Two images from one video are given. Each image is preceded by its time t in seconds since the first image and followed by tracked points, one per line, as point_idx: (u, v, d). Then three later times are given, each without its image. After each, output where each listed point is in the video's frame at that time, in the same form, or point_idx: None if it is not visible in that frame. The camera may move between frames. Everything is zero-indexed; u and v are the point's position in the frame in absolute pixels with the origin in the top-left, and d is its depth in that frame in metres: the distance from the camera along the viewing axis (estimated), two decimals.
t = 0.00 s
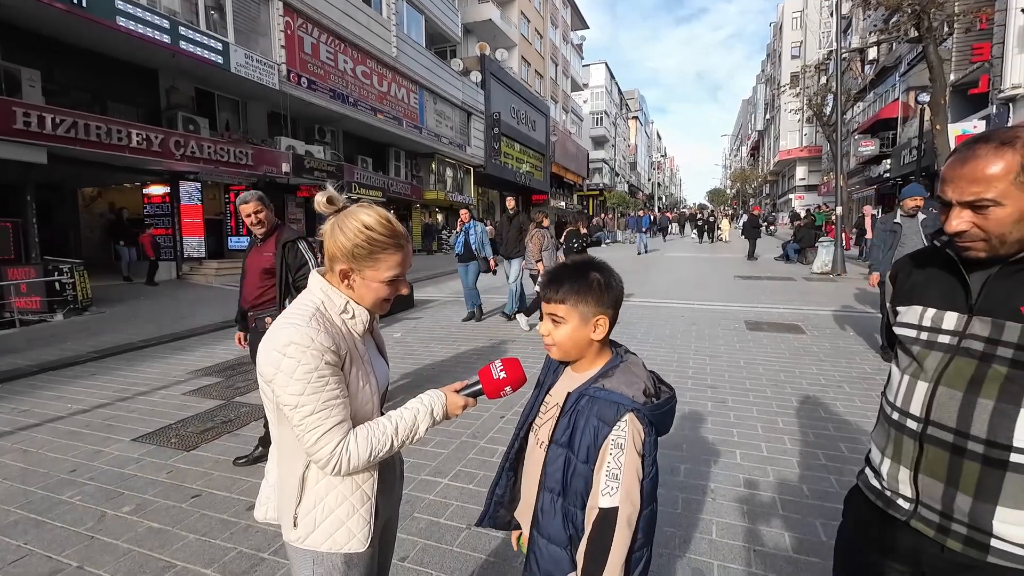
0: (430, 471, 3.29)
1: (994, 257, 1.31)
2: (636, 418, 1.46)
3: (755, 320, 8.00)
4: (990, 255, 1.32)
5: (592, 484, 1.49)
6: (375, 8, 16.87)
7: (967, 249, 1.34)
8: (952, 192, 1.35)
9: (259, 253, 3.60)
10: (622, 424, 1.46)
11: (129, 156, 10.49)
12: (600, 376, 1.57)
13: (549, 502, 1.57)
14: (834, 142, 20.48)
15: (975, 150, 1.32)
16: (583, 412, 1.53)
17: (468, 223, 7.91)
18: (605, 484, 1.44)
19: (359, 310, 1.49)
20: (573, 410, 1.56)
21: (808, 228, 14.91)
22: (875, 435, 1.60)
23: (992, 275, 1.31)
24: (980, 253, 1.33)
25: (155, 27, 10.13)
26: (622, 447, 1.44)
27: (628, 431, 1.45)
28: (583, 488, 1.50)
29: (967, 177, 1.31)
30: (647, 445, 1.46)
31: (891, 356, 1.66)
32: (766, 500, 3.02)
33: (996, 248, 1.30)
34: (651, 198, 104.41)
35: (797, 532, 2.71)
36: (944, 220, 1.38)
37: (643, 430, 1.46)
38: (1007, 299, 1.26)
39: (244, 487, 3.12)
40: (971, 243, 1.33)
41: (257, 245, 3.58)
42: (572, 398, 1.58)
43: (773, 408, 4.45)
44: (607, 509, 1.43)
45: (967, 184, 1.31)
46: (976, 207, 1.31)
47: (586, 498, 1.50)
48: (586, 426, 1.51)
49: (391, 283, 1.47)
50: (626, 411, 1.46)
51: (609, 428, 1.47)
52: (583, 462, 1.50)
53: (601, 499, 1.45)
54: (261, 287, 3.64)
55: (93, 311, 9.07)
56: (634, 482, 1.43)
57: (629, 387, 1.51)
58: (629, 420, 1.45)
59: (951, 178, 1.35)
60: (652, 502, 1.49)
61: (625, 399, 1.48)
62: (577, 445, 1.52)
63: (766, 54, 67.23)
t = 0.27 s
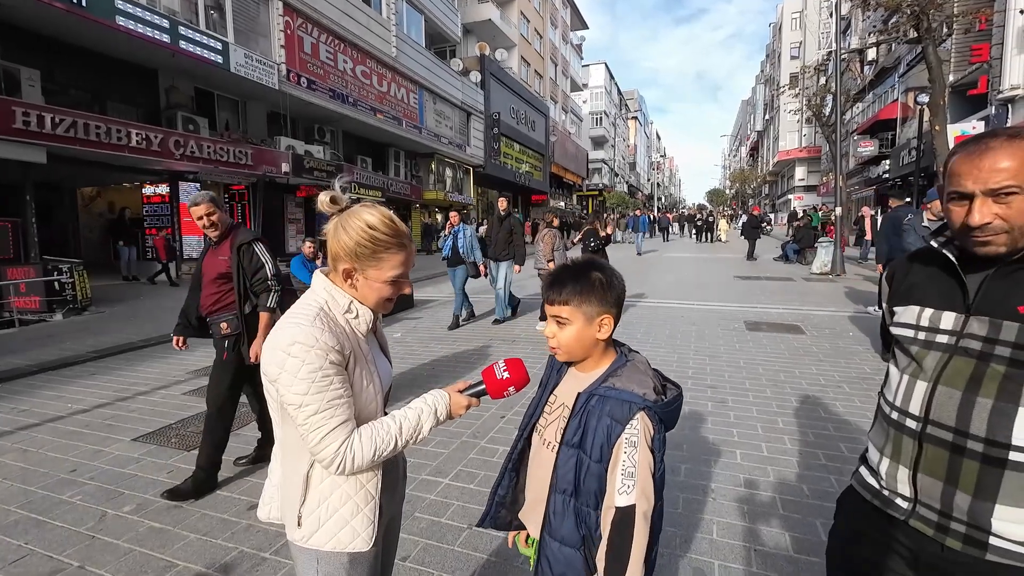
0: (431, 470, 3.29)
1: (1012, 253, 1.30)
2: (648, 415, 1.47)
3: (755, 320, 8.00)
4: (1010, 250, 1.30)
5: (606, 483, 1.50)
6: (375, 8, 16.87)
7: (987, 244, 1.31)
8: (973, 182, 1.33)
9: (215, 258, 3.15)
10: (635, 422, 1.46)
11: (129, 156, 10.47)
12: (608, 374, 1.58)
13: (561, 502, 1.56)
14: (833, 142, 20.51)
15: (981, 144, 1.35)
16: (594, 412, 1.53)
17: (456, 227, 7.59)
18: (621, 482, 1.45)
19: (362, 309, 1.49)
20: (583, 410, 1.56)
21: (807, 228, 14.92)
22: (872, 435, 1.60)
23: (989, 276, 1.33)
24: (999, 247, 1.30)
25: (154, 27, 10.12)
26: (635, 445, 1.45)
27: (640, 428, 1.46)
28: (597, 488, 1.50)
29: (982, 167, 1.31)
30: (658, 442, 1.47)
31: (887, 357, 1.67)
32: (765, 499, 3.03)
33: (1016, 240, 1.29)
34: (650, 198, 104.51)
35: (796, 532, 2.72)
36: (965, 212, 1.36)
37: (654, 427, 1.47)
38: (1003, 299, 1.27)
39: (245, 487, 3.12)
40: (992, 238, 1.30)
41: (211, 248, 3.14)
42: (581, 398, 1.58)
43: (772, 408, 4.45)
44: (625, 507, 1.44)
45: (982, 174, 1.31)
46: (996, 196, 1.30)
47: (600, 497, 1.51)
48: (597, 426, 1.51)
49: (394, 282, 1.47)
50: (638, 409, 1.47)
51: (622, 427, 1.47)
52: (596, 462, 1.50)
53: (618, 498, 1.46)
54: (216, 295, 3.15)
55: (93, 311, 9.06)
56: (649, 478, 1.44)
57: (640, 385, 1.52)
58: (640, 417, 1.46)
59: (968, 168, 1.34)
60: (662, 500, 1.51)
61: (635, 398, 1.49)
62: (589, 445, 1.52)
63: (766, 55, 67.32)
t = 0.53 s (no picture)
0: (433, 470, 3.29)
1: (992, 248, 1.32)
2: (654, 417, 1.47)
3: (755, 320, 8.02)
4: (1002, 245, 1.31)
5: (612, 483, 1.50)
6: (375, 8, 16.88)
7: (977, 240, 1.32)
8: (968, 177, 1.32)
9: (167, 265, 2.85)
10: (641, 423, 1.46)
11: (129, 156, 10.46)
12: (615, 375, 1.58)
13: (566, 501, 1.57)
14: (833, 143, 20.53)
15: (969, 140, 1.35)
16: (600, 412, 1.53)
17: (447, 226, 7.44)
18: (628, 483, 1.45)
19: (368, 310, 1.50)
20: (590, 409, 1.56)
21: (807, 229, 14.95)
22: (859, 432, 1.61)
23: (973, 270, 1.36)
24: (992, 241, 1.31)
25: (155, 27, 10.11)
26: (642, 446, 1.45)
27: (647, 429, 1.46)
28: (602, 487, 1.51)
29: (974, 163, 1.31)
30: (663, 443, 1.48)
31: (870, 358, 1.70)
32: (766, 499, 3.03)
33: (1008, 235, 1.30)
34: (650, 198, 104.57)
35: (797, 532, 2.72)
36: (958, 208, 1.35)
37: (660, 428, 1.48)
38: (986, 293, 1.31)
39: (246, 487, 3.12)
40: (983, 232, 1.31)
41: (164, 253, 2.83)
42: (588, 398, 1.59)
43: (773, 408, 4.46)
44: (630, 507, 1.45)
45: (973, 168, 1.31)
46: (988, 190, 1.30)
47: (605, 497, 1.51)
48: (604, 424, 1.52)
49: (400, 281, 1.47)
50: (644, 410, 1.47)
51: (629, 427, 1.48)
52: (602, 462, 1.50)
53: (624, 498, 1.46)
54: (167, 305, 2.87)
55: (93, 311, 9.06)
56: (654, 478, 1.45)
57: (647, 386, 1.52)
58: (647, 418, 1.46)
59: (959, 162, 1.34)
60: (667, 499, 1.51)
61: (642, 398, 1.49)
62: (596, 444, 1.52)
63: (765, 56, 67.40)
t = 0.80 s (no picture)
0: (433, 470, 3.29)
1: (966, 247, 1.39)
2: (652, 420, 1.47)
3: (755, 321, 8.02)
4: (981, 243, 1.39)
5: (609, 486, 1.50)
6: (375, 8, 16.87)
7: (965, 238, 1.37)
8: (957, 177, 1.37)
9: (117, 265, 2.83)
10: (639, 426, 1.46)
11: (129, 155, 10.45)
12: (615, 378, 1.58)
13: (563, 502, 1.57)
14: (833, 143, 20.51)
15: (951, 142, 1.41)
16: (598, 413, 1.53)
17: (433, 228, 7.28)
18: (624, 486, 1.45)
19: (368, 310, 1.50)
20: (587, 411, 1.56)
21: (807, 229, 14.94)
22: (847, 432, 1.66)
23: (946, 272, 1.44)
24: (976, 240, 1.37)
25: (155, 27, 10.11)
26: (639, 449, 1.46)
27: (645, 432, 1.46)
28: (599, 490, 1.50)
29: (959, 164, 1.37)
30: (662, 446, 1.48)
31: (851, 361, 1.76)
32: (765, 500, 3.03)
33: (988, 233, 1.37)
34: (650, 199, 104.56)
35: (797, 533, 2.72)
36: (946, 208, 1.39)
37: (658, 431, 1.48)
38: (960, 293, 1.39)
39: (246, 487, 3.11)
40: (972, 231, 1.36)
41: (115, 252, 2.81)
42: (586, 400, 1.59)
43: (772, 408, 4.47)
44: (626, 510, 1.45)
45: (957, 170, 1.37)
46: (977, 190, 1.36)
47: (602, 499, 1.51)
48: (602, 426, 1.52)
49: (400, 281, 1.47)
50: (642, 413, 1.47)
51: (626, 429, 1.48)
52: (599, 464, 1.50)
53: (620, 501, 1.46)
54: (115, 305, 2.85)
55: (92, 311, 9.06)
56: (651, 481, 1.45)
57: (646, 389, 1.52)
58: (645, 421, 1.46)
59: (945, 163, 1.39)
60: (666, 501, 1.51)
61: (640, 400, 1.49)
62: (593, 446, 1.52)
63: (765, 56, 67.41)
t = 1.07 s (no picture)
0: (433, 470, 3.29)
1: (950, 248, 1.41)
2: (653, 419, 1.46)
3: (755, 320, 8.02)
4: (964, 245, 1.41)
5: (609, 485, 1.49)
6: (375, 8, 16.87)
7: (952, 240, 1.39)
8: (943, 181, 1.39)
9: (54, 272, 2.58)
10: (639, 425, 1.46)
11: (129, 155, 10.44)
12: (616, 376, 1.58)
13: (563, 501, 1.57)
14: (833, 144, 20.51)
15: (934, 147, 1.43)
16: (598, 412, 1.53)
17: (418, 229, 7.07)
18: (624, 485, 1.45)
19: (369, 309, 1.49)
20: (587, 409, 1.56)
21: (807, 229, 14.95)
22: (842, 432, 1.67)
23: (931, 273, 1.46)
24: (961, 242, 1.40)
25: (154, 27, 10.10)
26: (638, 448, 1.45)
27: (645, 431, 1.46)
28: (599, 488, 1.50)
29: (943, 168, 1.39)
30: (663, 446, 1.48)
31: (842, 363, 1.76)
32: (765, 500, 3.03)
33: (972, 235, 1.40)
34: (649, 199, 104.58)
35: (798, 532, 2.72)
36: (934, 212, 1.41)
37: (659, 432, 1.48)
38: (946, 291, 1.42)
39: (247, 487, 3.11)
40: (959, 233, 1.38)
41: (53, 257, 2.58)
42: (586, 398, 1.58)
43: (773, 408, 4.47)
44: (626, 509, 1.45)
45: (941, 174, 1.39)
46: (962, 194, 1.38)
47: (602, 498, 1.50)
48: (601, 425, 1.52)
49: (401, 281, 1.47)
50: (641, 411, 1.47)
51: (625, 428, 1.48)
52: (598, 463, 1.50)
53: (619, 500, 1.46)
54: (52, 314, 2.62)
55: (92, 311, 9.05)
56: (651, 481, 1.44)
57: (646, 388, 1.52)
58: (645, 420, 1.46)
59: (930, 168, 1.41)
60: (668, 501, 1.51)
61: (639, 400, 1.49)
62: (593, 444, 1.52)
63: (765, 56, 67.44)
